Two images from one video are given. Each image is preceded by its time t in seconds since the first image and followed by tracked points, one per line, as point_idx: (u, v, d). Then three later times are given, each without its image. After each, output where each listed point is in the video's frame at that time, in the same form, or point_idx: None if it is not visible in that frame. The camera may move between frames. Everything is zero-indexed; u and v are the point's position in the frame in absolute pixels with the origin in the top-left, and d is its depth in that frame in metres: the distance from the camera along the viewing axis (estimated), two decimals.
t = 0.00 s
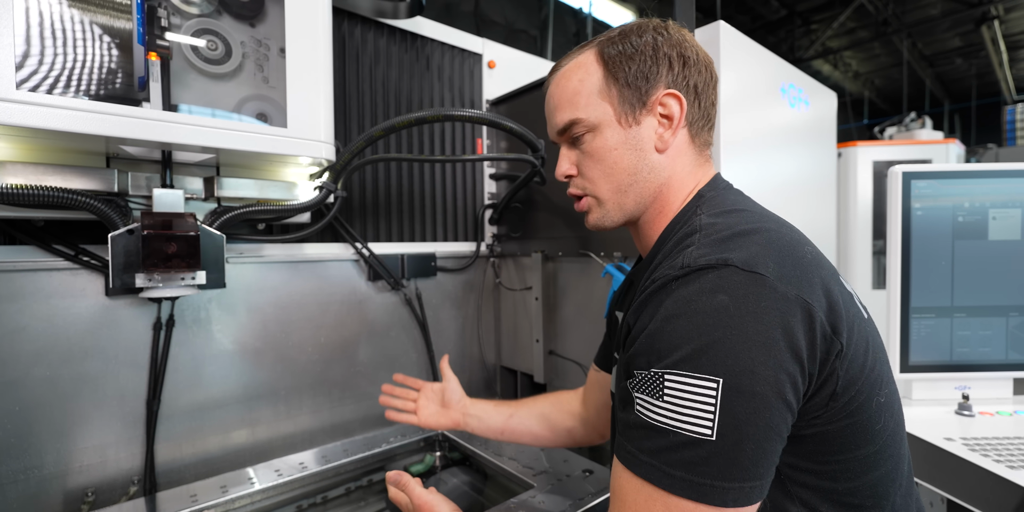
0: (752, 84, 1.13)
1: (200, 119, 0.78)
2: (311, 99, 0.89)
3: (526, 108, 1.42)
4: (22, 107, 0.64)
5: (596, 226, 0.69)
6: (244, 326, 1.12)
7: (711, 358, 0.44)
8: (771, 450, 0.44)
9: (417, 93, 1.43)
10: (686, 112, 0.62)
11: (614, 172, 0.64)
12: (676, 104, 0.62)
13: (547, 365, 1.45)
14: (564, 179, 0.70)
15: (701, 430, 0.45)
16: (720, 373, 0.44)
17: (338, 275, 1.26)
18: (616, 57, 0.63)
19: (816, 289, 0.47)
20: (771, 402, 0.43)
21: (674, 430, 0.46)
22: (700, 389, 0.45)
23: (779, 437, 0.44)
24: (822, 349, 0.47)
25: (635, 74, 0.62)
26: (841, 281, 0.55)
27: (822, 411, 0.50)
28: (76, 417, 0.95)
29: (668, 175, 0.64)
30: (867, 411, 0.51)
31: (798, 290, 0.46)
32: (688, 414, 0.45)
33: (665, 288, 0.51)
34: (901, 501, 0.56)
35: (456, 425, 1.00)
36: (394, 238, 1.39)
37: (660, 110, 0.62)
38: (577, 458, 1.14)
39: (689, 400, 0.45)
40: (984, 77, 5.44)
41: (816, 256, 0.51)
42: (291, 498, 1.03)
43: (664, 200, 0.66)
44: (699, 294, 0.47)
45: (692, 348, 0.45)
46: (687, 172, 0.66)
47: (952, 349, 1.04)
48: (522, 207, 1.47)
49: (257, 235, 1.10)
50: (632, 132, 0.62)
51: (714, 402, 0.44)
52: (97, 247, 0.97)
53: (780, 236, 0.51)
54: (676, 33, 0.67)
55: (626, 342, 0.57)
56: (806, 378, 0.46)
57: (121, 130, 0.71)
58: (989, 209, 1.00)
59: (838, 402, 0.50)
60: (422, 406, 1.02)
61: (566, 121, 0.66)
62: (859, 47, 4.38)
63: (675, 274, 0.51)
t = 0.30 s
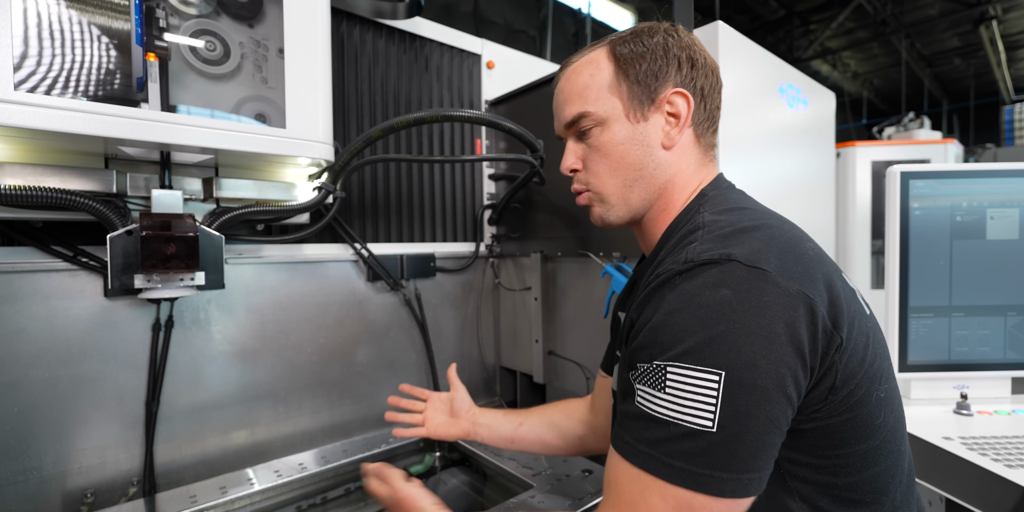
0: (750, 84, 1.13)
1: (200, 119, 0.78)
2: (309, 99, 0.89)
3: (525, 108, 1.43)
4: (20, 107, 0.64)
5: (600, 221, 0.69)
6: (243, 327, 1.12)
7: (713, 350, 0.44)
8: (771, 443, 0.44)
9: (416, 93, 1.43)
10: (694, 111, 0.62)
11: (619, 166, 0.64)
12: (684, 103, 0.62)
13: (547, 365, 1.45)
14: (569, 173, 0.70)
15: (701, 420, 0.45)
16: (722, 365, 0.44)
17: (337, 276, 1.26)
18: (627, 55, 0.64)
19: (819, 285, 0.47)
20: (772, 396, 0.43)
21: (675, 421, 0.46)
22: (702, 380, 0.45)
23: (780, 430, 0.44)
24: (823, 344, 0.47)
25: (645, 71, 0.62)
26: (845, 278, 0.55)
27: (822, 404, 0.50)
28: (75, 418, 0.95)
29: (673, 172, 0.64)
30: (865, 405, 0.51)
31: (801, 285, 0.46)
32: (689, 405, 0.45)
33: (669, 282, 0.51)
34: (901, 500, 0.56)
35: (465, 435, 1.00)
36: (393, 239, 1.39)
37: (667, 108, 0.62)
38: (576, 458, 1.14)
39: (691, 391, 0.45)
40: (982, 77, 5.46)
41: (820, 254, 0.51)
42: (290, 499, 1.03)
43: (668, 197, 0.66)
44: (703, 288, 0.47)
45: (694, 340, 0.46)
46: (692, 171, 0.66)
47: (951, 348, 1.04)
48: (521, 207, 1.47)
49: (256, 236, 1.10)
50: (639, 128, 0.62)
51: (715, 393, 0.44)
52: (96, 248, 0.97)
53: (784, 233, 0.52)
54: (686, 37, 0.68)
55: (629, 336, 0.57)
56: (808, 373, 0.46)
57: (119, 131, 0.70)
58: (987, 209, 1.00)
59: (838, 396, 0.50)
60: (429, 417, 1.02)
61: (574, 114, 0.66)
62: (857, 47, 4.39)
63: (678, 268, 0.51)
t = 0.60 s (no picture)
0: (749, 84, 1.14)
1: (201, 120, 0.78)
2: (308, 99, 0.89)
3: (524, 109, 1.43)
4: (18, 108, 0.64)
5: (615, 215, 0.67)
6: (243, 327, 1.12)
7: (727, 341, 0.45)
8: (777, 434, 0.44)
9: (415, 93, 1.43)
10: (702, 107, 0.65)
11: (639, 156, 0.63)
12: (692, 98, 0.65)
13: (546, 365, 1.45)
14: (582, 166, 0.67)
15: (713, 410, 0.45)
16: (736, 355, 0.44)
17: (336, 276, 1.26)
18: (637, 52, 0.65)
19: (832, 280, 0.47)
20: (784, 387, 0.44)
21: (684, 411, 0.46)
22: (715, 369, 0.45)
23: (785, 420, 0.45)
24: (834, 336, 0.47)
25: (656, 68, 0.64)
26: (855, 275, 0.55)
27: (831, 397, 0.50)
28: (74, 419, 0.95)
29: (687, 164, 0.65)
30: (874, 398, 0.52)
31: (814, 281, 0.46)
32: (700, 395, 0.45)
33: (683, 276, 0.51)
34: (903, 499, 0.56)
35: (469, 431, 0.98)
36: (393, 239, 1.39)
37: (678, 103, 0.64)
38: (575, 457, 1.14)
39: (703, 381, 0.45)
40: (981, 77, 5.46)
41: (831, 251, 0.51)
42: (290, 499, 1.03)
43: (681, 189, 0.65)
44: (719, 281, 0.47)
45: (710, 332, 0.45)
46: (702, 165, 0.66)
47: (949, 347, 1.04)
48: (521, 207, 1.47)
49: (255, 236, 1.10)
50: (656, 119, 0.63)
51: (728, 383, 0.44)
52: (95, 249, 0.97)
53: (797, 229, 0.52)
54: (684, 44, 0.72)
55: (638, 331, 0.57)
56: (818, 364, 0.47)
57: (117, 131, 0.70)
58: (985, 209, 1.00)
59: (846, 389, 0.50)
60: (434, 413, 1.00)
61: (589, 104, 0.65)
62: (857, 47, 4.39)
63: (693, 262, 0.51)
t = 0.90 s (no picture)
0: (748, 83, 1.14)
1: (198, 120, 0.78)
2: (308, 99, 0.89)
3: (523, 108, 1.43)
4: (19, 109, 0.64)
5: (620, 216, 0.65)
6: (243, 328, 1.12)
7: (773, 343, 0.42)
8: (831, 437, 0.43)
9: (414, 94, 1.43)
10: (697, 108, 0.66)
11: (641, 154, 0.63)
12: (687, 101, 0.66)
13: (546, 365, 1.45)
14: (583, 166, 0.67)
15: (772, 418, 0.42)
16: (787, 355, 0.42)
17: (335, 276, 1.26)
18: (632, 57, 0.66)
19: (851, 270, 0.48)
20: (836, 382, 0.42)
21: (743, 423, 0.43)
22: (769, 374, 0.42)
23: (839, 419, 0.43)
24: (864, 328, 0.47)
25: (651, 72, 0.66)
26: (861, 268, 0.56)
27: (861, 390, 0.50)
28: (74, 419, 0.95)
29: (686, 164, 0.65)
30: (896, 393, 0.52)
31: (837, 271, 0.46)
32: (756, 404, 0.42)
33: (708, 276, 0.48)
34: (909, 499, 0.56)
35: (470, 431, 0.99)
36: (392, 240, 1.39)
37: (674, 105, 0.65)
38: (576, 457, 1.15)
39: (757, 389, 0.42)
40: (979, 77, 5.47)
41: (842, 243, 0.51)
42: (289, 499, 1.03)
43: (683, 190, 0.65)
44: (751, 279, 0.45)
45: (753, 335, 0.43)
46: (701, 167, 0.67)
47: (948, 346, 1.04)
48: (520, 207, 1.47)
49: (255, 236, 1.10)
50: (654, 119, 0.64)
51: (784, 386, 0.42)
52: (94, 249, 0.97)
53: (806, 223, 0.51)
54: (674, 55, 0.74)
55: (658, 341, 0.53)
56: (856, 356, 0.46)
57: (117, 132, 0.71)
58: (984, 208, 1.00)
59: (875, 383, 0.50)
60: (437, 414, 1.02)
61: (588, 103, 0.65)
62: (856, 47, 4.40)
63: (719, 261, 0.48)
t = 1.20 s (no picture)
0: (746, 83, 1.14)
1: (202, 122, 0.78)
2: (307, 100, 0.89)
3: (522, 109, 1.43)
4: (19, 110, 0.64)
5: (632, 208, 0.64)
6: (242, 328, 1.13)
7: (775, 335, 0.42)
8: (830, 427, 0.43)
9: (413, 94, 1.43)
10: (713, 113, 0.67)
11: (660, 151, 0.63)
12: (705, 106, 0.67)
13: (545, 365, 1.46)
14: (599, 157, 0.64)
15: (772, 408, 0.42)
16: (788, 347, 0.42)
17: (335, 276, 1.26)
18: (656, 54, 0.66)
19: (852, 267, 0.48)
20: (835, 373, 0.43)
21: (743, 413, 0.43)
22: (770, 363, 0.42)
23: (838, 410, 0.43)
24: (865, 321, 0.47)
25: (674, 72, 0.66)
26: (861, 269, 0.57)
27: (861, 384, 0.50)
28: (74, 419, 0.95)
29: (699, 166, 0.66)
30: (896, 390, 0.52)
31: (839, 267, 0.46)
32: (758, 393, 0.42)
33: (712, 269, 0.48)
34: (908, 497, 0.56)
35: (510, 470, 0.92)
36: (392, 240, 1.39)
37: (692, 107, 0.66)
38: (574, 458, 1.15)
39: (759, 376, 0.42)
40: (979, 77, 5.48)
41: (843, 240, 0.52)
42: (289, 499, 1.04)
43: (692, 191, 0.66)
44: (754, 272, 0.45)
45: (756, 327, 0.43)
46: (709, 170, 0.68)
47: (946, 346, 1.05)
48: (519, 207, 1.48)
49: (254, 236, 1.11)
50: (675, 118, 0.64)
51: (785, 374, 0.42)
52: (94, 249, 0.98)
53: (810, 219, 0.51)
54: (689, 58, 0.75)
55: (662, 334, 0.53)
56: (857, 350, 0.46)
57: (116, 133, 0.71)
58: (981, 208, 1.01)
59: (876, 377, 0.50)
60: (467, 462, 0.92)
61: (612, 94, 0.64)
62: (854, 47, 4.41)
63: (723, 254, 0.48)
